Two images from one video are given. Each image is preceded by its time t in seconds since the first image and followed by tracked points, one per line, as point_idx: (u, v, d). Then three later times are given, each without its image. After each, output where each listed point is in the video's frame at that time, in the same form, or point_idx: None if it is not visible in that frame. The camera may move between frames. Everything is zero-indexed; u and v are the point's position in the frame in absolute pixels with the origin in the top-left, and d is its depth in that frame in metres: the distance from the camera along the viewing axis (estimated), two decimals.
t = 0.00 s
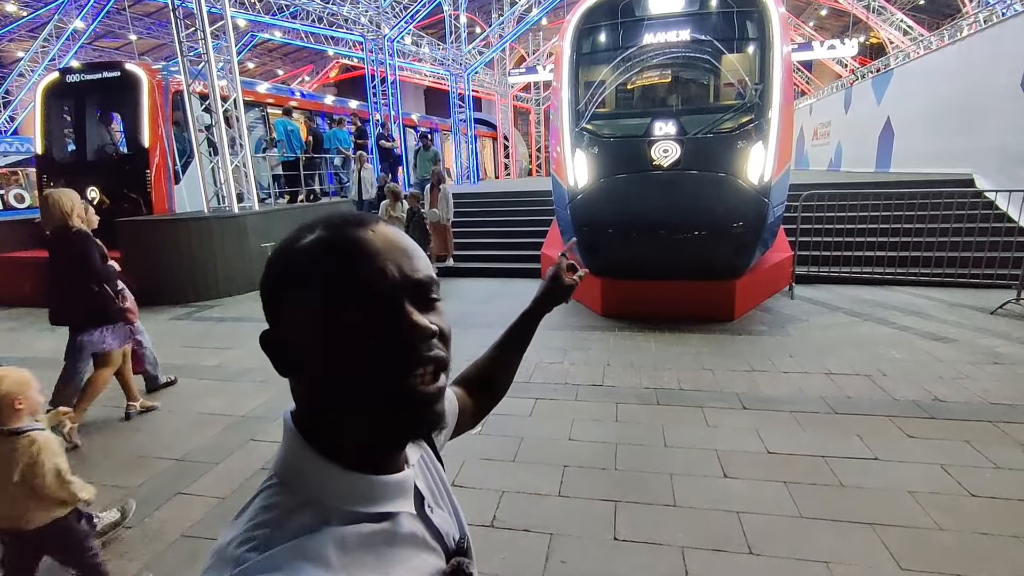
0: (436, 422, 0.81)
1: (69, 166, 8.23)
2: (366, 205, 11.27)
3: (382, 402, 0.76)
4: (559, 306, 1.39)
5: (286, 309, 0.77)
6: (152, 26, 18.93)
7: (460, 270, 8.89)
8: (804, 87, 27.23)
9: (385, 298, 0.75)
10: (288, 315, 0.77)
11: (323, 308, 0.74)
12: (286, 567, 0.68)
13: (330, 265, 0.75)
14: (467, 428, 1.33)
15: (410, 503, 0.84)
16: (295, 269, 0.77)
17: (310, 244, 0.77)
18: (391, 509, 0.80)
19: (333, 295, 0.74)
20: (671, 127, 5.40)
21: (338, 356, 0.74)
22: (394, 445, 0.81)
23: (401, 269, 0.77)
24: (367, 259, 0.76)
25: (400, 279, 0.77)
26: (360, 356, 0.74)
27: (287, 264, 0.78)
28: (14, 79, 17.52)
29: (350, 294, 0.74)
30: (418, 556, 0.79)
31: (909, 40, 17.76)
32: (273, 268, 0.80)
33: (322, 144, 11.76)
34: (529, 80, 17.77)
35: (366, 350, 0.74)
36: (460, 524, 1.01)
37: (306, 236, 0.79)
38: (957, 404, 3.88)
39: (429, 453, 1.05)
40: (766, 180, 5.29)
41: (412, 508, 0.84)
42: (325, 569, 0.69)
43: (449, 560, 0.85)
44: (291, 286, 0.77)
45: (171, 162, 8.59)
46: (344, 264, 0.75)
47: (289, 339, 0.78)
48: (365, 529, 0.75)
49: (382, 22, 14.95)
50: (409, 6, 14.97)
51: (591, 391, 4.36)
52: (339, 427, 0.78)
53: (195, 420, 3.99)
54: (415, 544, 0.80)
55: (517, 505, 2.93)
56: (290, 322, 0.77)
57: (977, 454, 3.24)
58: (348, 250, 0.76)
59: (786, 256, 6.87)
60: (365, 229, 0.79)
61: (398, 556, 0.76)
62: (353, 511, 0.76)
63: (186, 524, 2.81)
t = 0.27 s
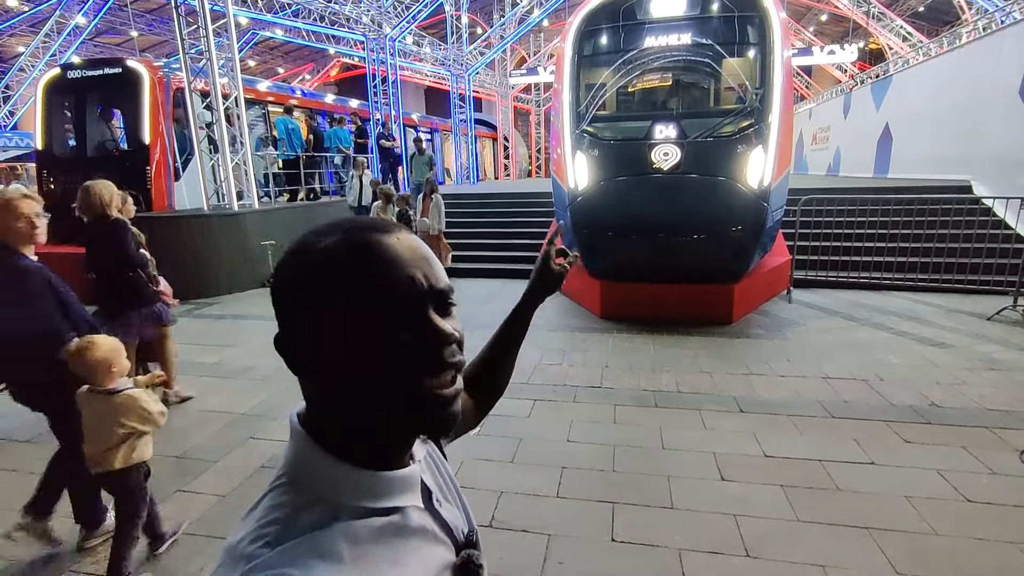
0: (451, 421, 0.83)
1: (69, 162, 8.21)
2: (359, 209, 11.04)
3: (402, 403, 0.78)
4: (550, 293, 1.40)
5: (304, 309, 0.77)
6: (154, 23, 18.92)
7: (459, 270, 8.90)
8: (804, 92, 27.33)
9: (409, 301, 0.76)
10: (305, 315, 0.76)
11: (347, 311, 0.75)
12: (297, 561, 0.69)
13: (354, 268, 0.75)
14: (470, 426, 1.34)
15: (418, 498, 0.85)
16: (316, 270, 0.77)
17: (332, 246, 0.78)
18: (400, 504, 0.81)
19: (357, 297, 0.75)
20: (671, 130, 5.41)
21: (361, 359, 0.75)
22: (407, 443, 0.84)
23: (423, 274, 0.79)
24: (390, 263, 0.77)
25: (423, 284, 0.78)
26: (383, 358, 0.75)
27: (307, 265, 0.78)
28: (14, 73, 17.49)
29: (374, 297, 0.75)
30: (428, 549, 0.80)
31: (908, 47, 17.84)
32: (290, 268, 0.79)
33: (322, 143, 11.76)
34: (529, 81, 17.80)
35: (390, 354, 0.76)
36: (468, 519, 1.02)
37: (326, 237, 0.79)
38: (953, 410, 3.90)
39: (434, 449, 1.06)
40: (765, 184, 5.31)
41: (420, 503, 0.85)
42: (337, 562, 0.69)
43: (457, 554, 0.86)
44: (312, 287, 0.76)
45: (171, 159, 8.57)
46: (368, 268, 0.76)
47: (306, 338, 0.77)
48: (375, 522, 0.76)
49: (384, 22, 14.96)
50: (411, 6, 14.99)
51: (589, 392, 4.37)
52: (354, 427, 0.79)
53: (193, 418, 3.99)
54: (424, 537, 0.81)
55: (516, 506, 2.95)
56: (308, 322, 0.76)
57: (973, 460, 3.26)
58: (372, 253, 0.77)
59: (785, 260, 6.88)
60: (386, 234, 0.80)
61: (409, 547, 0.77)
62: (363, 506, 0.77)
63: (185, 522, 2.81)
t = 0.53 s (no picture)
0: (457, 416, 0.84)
1: (68, 159, 8.20)
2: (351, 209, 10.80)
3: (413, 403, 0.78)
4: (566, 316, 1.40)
5: (309, 309, 0.75)
6: (153, 21, 18.87)
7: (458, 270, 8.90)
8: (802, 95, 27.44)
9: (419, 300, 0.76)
10: (308, 312, 0.75)
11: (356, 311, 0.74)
12: (298, 559, 0.69)
13: (361, 266, 0.74)
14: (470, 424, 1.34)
15: (421, 496, 0.85)
16: (321, 266, 0.75)
17: (338, 241, 0.76)
18: (403, 501, 0.81)
19: (367, 296, 0.74)
20: (671, 132, 5.43)
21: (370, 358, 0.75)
22: (415, 436, 0.85)
23: (433, 271, 0.78)
24: (398, 261, 0.76)
25: (431, 282, 0.77)
26: (394, 358, 0.75)
27: (310, 261, 0.76)
28: (11, 69, 17.45)
29: (383, 297, 0.74)
30: (430, 548, 0.80)
31: (906, 51, 17.93)
32: (291, 261, 0.77)
33: (321, 142, 11.76)
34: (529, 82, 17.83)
35: (400, 353, 0.76)
36: (468, 518, 1.01)
37: (328, 232, 0.77)
38: (951, 412, 3.91)
39: (434, 447, 1.05)
40: (764, 187, 5.32)
41: (422, 501, 0.85)
42: (340, 561, 0.69)
43: (459, 552, 0.86)
44: (317, 284, 0.74)
45: (170, 157, 8.55)
46: (375, 266, 0.74)
47: (311, 337, 0.76)
48: (377, 520, 0.76)
49: (384, 21, 14.96)
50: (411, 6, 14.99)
51: (588, 392, 4.38)
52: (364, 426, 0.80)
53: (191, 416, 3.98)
54: (426, 535, 0.80)
55: (514, 505, 2.95)
56: (313, 321, 0.75)
57: (970, 462, 3.27)
58: (379, 252, 0.75)
59: (783, 262, 6.88)
60: (393, 230, 0.78)
61: (412, 546, 0.77)
62: (365, 505, 0.77)
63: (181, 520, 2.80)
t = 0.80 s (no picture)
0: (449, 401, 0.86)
1: (65, 161, 8.20)
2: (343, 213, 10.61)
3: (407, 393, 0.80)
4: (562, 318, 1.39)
5: (300, 307, 0.74)
6: (151, 23, 18.90)
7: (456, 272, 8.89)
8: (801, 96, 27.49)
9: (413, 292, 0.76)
10: (300, 309, 0.74)
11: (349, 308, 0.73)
12: (283, 560, 0.68)
13: (354, 262, 0.73)
14: (464, 417, 1.33)
15: (410, 494, 0.84)
16: (314, 264, 0.74)
17: (331, 237, 0.75)
18: (391, 500, 0.80)
19: (361, 292, 0.73)
20: (669, 133, 5.43)
21: (364, 353, 0.75)
22: (407, 426, 0.85)
23: (424, 261, 0.78)
24: (391, 254, 0.75)
25: (424, 272, 0.77)
26: (389, 350, 0.76)
27: (300, 258, 0.75)
28: (10, 72, 17.46)
29: (377, 293, 0.74)
30: (417, 548, 0.79)
31: (904, 52, 17.96)
32: (280, 258, 0.76)
33: (320, 144, 11.76)
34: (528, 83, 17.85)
35: (395, 346, 0.76)
36: (458, 515, 1.01)
37: (315, 230, 0.75)
38: (950, 412, 3.91)
39: (425, 443, 1.04)
40: (762, 187, 5.33)
41: (411, 499, 0.84)
42: (326, 563, 0.69)
43: (447, 552, 0.86)
44: (309, 281, 0.74)
45: (168, 159, 8.56)
46: (369, 260, 0.74)
47: (302, 334, 0.75)
48: (365, 520, 0.75)
49: (382, 23, 14.97)
50: (410, 8, 15.00)
51: (586, 393, 4.37)
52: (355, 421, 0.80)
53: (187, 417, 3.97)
54: (414, 535, 0.80)
55: (510, 506, 2.94)
56: (305, 319, 0.74)
57: (969, 462, 3.26)
58: (371, 246, 0.75)
59: (782, 263, 6.87)
60: (383, 223, 0.77)
61: (399, 547, 0.77)
62: (351, 504, 0.76)
63: (177, 521, 2.79)
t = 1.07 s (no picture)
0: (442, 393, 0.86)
1: (64, 165, 8.21)
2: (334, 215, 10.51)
3: (402, 383, 0.80)
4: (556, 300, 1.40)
5: (294, 300, 0.74)
6: (150, 27, 18.94)
7: (454, 274, 8.90)
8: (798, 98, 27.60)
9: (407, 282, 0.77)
10: (295, 302, 0.74)
11: (343, 300, 0.73)
12: (268, 553, 0.68)
13: (348, 254, 0.74)
14: (456, 409, 1.33)
15: (398, 489, 0.84)
16: (309, 258, 0.74)
17: (326, 231, 0.75)
18: (378, 495, 0.80)
19: (355, 284, 0.74)
20: (666, 134, 5.44)
21: (358, 345, 0.75)
22: (397, 419, 0.86)
23: (416, 252, 0.79)
24: (384, 245, 0.76)
25: (416, 262, 0.78)
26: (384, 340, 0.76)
27: (294, 252, 0.75)
28: (8, 76, 17.50)
29: (372, 283, 0.74)
30: (404, 542, 0.79)
31: (901, 53, 18.05)
32: (273, 253, 0.76)
33: (318, 147, 11.78)
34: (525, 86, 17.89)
35: (390, 337, 0.77)
36: (446, 510, 1.01)
37: (307, 225, 0.76)
38: (948, 411, 3.91)
39: (414, 438, 1.04)
40: (760, 188, 5.33)
41: (399, 494, 0.84)
42: (312, 557, 0.69)
43: (435, 547, 0.85)
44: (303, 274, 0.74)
45: (166, 162, 8.57)
46: (364, 251, 0.74)
47: (296, 327, 0.75)
48: (351, 514, 0.75)
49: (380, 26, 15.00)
50: (407, 11, 15.04)
51: (583, 394, 4.37)
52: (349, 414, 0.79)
53: (184, 420, 3.96)
54: (401, 529, 0.80)
55: (508, 507, 2.93)
56: (299, 313, 0.74)
57: (967, 460, 3.26)
58: (365, 237, 0.75)
59: (780, 263, 6.87)
60: (374, 216, 0.78)
61: (387, 541, 0.76)
62: (339, 497, 0.76)
63: (173, 523, 2.78)
